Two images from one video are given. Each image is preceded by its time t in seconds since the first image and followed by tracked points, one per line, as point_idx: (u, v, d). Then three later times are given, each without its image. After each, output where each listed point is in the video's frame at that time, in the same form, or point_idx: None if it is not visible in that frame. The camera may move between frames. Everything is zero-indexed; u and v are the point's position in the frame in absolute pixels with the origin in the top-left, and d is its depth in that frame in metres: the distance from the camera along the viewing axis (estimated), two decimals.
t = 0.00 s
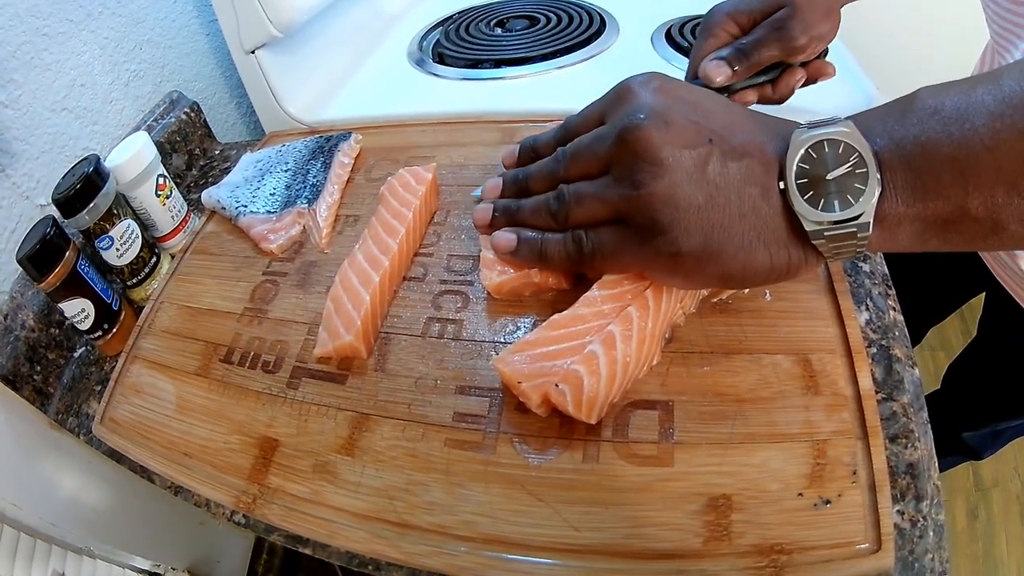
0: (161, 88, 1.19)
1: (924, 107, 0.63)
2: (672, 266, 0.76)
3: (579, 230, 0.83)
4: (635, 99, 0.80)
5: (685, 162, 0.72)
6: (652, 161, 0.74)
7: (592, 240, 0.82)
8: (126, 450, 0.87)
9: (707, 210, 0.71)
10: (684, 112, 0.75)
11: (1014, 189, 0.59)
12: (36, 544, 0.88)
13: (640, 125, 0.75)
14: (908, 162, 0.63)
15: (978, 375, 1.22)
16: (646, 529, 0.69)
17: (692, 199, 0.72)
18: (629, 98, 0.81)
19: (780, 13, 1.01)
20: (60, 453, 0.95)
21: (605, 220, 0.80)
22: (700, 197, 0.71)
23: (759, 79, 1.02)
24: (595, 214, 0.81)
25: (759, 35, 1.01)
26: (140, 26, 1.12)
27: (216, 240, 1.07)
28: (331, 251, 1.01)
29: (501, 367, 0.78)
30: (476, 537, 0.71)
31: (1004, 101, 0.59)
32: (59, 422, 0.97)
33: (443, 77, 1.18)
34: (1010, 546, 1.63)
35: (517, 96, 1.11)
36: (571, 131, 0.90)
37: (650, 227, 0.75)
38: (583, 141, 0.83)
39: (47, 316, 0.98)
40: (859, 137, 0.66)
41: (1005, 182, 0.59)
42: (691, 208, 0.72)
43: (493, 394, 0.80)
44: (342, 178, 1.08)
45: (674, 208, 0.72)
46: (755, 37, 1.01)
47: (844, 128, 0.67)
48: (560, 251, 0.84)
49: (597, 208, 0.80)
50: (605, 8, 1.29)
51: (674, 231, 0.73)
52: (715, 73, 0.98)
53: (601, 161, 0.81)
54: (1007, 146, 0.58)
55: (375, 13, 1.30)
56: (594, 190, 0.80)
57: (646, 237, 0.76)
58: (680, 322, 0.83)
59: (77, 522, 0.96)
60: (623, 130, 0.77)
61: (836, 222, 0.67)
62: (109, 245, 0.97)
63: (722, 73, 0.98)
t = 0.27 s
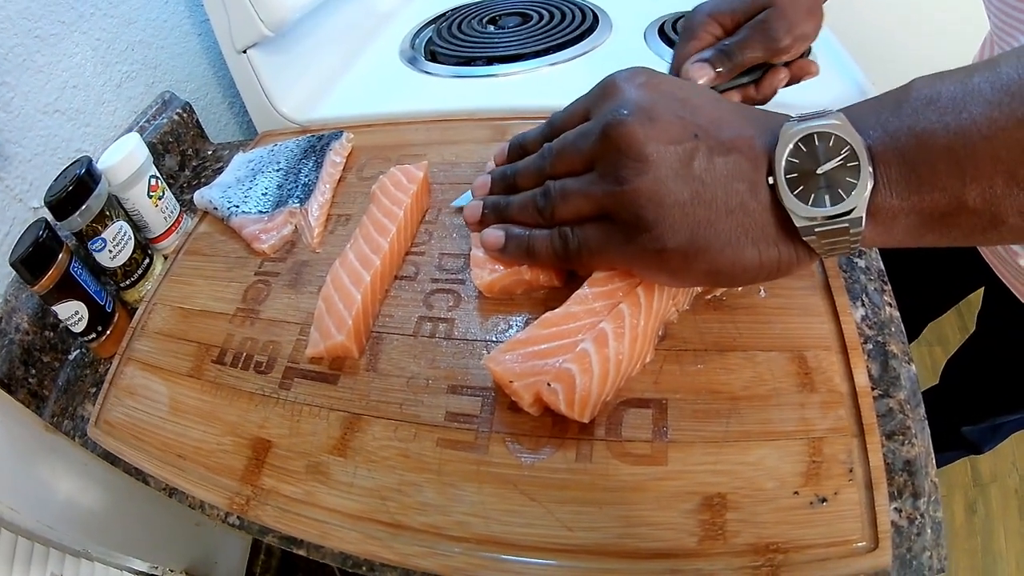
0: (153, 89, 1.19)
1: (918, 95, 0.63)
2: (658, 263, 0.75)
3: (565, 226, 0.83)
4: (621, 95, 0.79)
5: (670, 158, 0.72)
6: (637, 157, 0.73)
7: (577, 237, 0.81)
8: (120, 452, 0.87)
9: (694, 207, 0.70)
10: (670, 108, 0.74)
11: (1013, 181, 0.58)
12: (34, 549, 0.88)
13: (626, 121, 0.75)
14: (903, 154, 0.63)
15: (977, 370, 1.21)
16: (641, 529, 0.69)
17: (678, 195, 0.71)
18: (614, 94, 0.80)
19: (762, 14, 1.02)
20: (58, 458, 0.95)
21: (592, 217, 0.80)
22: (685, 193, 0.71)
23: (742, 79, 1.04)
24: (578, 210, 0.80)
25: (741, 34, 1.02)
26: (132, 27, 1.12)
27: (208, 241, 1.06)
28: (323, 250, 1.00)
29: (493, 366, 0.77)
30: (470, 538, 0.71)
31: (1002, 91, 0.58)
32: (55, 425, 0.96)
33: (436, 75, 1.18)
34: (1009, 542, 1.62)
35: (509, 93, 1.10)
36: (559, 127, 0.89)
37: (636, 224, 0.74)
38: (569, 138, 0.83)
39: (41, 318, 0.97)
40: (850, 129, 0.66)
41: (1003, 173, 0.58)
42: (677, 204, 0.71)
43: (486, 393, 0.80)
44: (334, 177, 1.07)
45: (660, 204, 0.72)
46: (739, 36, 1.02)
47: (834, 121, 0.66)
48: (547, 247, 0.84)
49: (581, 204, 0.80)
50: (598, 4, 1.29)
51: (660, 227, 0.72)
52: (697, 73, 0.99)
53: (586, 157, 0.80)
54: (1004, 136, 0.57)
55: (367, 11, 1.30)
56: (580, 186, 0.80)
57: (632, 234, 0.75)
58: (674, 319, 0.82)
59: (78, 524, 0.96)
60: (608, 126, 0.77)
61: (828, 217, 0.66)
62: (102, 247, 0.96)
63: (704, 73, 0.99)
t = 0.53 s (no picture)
0: (155, 89, 1.19)
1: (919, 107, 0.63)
2: (667, 262, 0.76)
3: (573, 226, 0.83)
4: (629, 96, 0.79)
5: (679, 160, 0.72)
6: (646, 159, 0.73)
7: (586, 236, 0.81)
8: (124, 453, 0.87)
9: (702, 209, 0.71)
10: (678, 109, 0.75)
11: (1013, 187, 0.58)
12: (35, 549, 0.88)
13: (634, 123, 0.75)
14: (905, 160, 0.63)
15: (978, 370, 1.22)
16: (645, 528, 0.69)
17: (687, 196, 0.71)
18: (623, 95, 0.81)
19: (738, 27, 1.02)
20: (59, 458, 0.95)
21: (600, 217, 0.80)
22: (695, 195, 0.71)
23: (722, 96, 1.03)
24: (586, 210, 0.81)
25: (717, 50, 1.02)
26: (134, 27, 1.12)
27: (212, 241, 1.06)
28: (327, 251, 1.00)
29: (498, 367, 0.77)
30: (474, 538, 0.71)
31: (1005, 98, 0.58)
32: (58, 426, 0.95)
33: (439, 75, 1.18)
34: (1010, 542, 1.62)
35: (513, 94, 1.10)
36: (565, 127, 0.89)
37: (645, 224, 0.75)
38: (577, 138, 0.83)
39: (44, 319, 0.96)
40: (854, 133, 0.66)
41: (1004, 180, 0.58)
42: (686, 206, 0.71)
43: (490, 394, 0.80)
44: (338, 177, 1.07)
45: (669, 206, 0.72)
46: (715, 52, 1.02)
47: (840, 125, 0.66)
48: (555, 247, 0.84)
49: (590, 204, 0.80)
50: (600, 4, 1.29)
51: (669, 228, 0.73)
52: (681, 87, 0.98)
53: (595, 158, 0.80)
54: (1006, 144, 0.57)
55: (370, 12, 1.30)
56: (589, 187, 0.80)
57: (641, 234, 0.76)
58: (678, 320, 0.83)
59: (81, 524, 0.97)
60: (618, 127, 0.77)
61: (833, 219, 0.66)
62: (105, 247, 0.96)
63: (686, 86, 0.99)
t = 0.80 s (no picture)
0: (158, 89, 1.19)
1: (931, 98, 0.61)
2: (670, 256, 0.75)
3: (579, 216, 0.83)
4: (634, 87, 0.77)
5: (681, 156, 0.70)
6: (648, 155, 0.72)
7: (590, 227, 0.81)
8: (127, 452, 0.87)
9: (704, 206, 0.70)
10: (682, 103, 0.72)
11: None
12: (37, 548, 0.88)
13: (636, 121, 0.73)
14: (923, 156, 0.60)
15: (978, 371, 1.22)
16: (647, 527, 0.70)
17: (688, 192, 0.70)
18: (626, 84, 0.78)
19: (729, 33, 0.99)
20: (62, 458, 0.95)
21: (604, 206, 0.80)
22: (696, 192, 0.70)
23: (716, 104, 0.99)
24: (589, 206, 0.81)
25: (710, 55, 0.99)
26: (137, 28, 1.12)
27: (215, 242, 1.07)
28: (330, 252, 1.01)
29: (501, 366, 0.78)
30: (477, 537, 0.72)
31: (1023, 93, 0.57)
32: (60, 425, 0.96)
33: (441, 76, 1.18)
34: (1011, 542, 1.63)
35: (515, 95, 1.11)
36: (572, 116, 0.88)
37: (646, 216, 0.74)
38: (581, 126, 0.81)
39: (47, 319, 0.97)
40: (869, 133, 0.63)
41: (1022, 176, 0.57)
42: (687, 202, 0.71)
43: (492, 394, 0.80)
44: (340, 178, 1.08)
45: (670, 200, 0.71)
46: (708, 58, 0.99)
47: (852, 121, 0.63)
48: (561, 233, 0.84)
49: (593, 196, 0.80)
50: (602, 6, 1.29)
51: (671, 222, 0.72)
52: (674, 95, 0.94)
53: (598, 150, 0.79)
54: None
55: (372, 13, 1.30)
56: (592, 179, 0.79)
57: (643, 226, 0.75)
58: (679, 321, 0.83)
59: (82, 522, 0.97)
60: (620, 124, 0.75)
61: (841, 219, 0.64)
62: (108, 248, 0.97)
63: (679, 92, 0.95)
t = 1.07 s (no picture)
0: (157, 95, 1.20)
1: (949, 122, 0.55)
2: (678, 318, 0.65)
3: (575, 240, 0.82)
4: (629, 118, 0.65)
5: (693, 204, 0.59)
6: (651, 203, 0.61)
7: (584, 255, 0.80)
8: (127, 456, 0.88)
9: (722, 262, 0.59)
10: (689, 139, 0.61)
11: None
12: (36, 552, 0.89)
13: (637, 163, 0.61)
14: (950, 187, 0.54)
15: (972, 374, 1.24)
16: (642, 530, 0.70)
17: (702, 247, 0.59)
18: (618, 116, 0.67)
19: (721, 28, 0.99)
20: (64, 461, 0.96)
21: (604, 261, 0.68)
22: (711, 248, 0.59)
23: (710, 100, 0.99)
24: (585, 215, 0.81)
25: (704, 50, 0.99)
26: (136, 34, 1.13)
27: (215, 247, 1.08)
28: (328, 257, 1.02)
29: (500, 368, 0.79)
30: (475, 540, 0.72)
31: None
32: (61, 429, 0.97)
33: (438, 82, 1.19)
34: (1009, 544, 1.64)
35: (512, 101, 1.12)
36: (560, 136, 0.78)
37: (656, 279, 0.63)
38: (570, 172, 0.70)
39: (47, 323, 0.98)
40: (896, 170, 0.55)
41: None
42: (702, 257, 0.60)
43: (489, 399, 0.81)
44: (338, 184, 1.09)
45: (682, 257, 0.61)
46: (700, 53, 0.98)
47: (878, 155, 0.55)
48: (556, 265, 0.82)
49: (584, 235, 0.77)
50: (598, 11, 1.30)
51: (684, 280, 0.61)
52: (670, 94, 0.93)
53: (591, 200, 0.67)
54: None
55: (370, 19, 1.31)
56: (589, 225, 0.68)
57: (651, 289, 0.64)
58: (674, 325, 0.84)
59: (82, 527, 0.98)
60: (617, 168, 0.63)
61: (866, 271, 0.57)
62: (108, 253, 0.97)
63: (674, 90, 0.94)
